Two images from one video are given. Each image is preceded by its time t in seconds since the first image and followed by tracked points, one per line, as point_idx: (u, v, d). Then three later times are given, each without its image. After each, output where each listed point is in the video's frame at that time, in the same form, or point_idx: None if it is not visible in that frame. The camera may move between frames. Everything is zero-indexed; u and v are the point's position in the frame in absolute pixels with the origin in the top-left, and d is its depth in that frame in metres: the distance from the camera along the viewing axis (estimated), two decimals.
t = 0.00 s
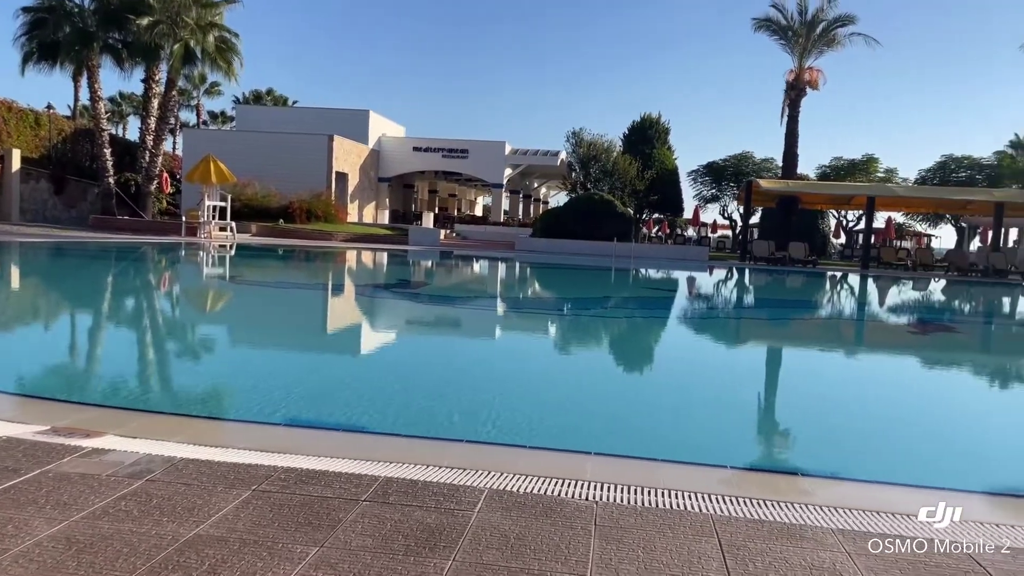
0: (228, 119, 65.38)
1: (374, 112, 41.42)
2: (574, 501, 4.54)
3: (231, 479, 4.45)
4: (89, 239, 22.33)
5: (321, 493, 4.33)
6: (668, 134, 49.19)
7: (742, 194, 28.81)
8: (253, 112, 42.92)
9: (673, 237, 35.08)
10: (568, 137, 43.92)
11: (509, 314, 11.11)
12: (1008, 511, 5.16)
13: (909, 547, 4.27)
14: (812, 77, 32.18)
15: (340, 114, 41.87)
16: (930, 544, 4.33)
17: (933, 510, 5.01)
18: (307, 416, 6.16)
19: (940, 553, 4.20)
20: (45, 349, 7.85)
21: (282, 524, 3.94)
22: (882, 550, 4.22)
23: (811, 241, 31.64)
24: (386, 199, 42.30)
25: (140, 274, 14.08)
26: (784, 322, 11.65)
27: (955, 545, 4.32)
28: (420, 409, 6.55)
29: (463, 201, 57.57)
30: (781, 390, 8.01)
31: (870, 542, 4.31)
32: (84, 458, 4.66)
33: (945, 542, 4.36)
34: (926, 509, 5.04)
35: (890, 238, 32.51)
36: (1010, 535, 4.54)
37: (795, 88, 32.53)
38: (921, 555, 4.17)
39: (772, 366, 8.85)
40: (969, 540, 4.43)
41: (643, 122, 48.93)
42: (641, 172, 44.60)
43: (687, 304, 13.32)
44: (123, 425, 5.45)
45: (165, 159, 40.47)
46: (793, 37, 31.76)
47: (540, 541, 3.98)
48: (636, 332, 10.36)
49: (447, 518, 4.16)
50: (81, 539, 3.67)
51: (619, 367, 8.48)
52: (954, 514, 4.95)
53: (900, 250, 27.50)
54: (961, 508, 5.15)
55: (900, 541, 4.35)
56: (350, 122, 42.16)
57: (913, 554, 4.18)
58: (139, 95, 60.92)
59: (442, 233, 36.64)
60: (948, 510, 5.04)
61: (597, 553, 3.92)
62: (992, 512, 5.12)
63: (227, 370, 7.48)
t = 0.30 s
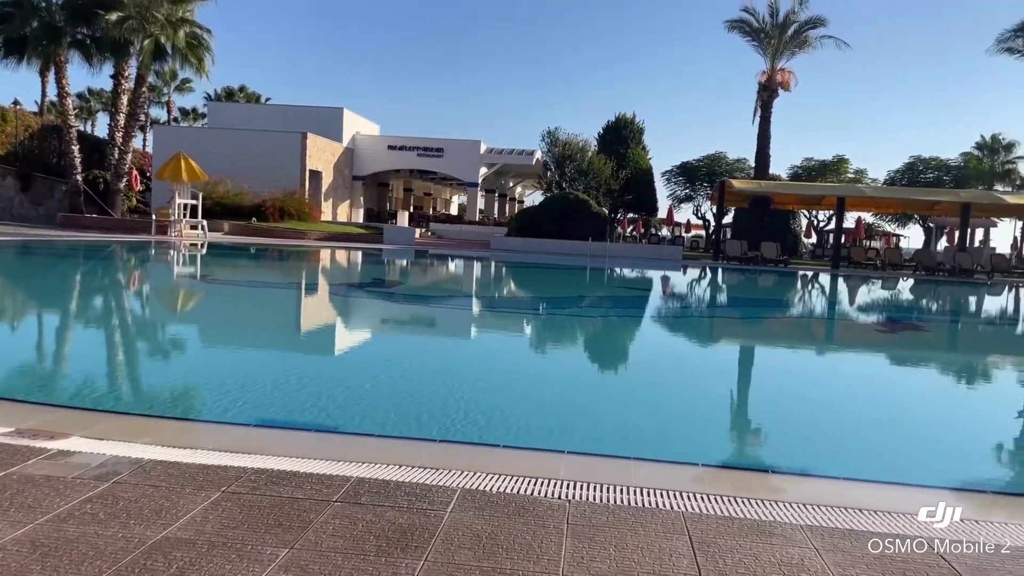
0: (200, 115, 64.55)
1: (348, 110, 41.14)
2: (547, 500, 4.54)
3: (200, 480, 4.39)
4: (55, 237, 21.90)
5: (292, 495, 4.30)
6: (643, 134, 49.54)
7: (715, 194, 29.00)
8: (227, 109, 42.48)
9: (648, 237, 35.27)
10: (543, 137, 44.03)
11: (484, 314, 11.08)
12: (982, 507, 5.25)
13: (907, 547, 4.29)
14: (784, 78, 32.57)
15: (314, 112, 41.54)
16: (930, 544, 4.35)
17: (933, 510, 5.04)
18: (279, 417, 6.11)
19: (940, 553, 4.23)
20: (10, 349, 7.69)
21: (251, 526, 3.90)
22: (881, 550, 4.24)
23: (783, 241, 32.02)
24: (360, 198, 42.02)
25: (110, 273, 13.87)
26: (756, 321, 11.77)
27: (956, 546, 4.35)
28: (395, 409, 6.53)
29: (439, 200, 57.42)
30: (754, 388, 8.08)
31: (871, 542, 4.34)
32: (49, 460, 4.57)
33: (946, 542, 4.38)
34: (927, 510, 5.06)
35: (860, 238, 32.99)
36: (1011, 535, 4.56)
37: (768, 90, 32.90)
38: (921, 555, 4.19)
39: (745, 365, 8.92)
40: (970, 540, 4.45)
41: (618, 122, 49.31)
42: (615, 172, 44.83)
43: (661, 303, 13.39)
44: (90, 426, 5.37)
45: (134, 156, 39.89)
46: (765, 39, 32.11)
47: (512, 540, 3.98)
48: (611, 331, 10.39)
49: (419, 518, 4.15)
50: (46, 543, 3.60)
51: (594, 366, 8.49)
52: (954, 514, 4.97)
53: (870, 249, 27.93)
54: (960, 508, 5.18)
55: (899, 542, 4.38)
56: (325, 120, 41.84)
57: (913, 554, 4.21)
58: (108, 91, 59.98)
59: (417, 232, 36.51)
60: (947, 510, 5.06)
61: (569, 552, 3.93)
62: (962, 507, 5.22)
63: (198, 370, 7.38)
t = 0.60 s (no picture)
0: (172, 112, 63.72)
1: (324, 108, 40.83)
2: (520, 500, 4.54)
3: (169, 482, 4.33)
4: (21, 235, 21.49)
5: (262, 496, 4.26)
6: (619, 134, 49.71)
7: (689, 194, 29.18)
8: (200, 106, 42.01)
9: (623, 236, 35.41)
10: (520, 136, 44.09)
11: (460, 313, 11.03)
12: (953, 503, 5.34)
13: (909, 548, 4.32)
14: (758, 79, 32.88)
15: (288, 109, 41.19)
16: (930, 545, 4.37)
17: (931, 511, 5.06)
18: (252, 417, 6.06)
19: (939, 554, 4.25)
20: None
21: (220, 528, 3.86)
22: (881, 549, 4.27)
23: (757, 241, 32.34)
24: (335, 196, 41.73)
25: (79, 272, 13.63)
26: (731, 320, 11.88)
27: (955, 545, 4.37)
28: (369, 408, 6.50)
29: (415, 198, 57.24)
30: (729, 386, 8.14)
31: (870, 542, 4.36)
32: (14, 463, 4.48)
33: (945, 542, 4.40)
34: (925, 510, 5.09)
35: (832, 237, 33.41)
36: (1010, 534, 4.59)
37: (742, 90, 33.14)
38: (922, 556, 4.22)
39: (719, 363, 8.99)
40: (970, 539, 4.48)
41: (593, 122, 49.39)
42: (592, 171, 44.97)
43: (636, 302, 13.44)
44: (57, 429, 5.28)
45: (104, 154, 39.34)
46: (739, 39, 32.34)
47: (485, 540, 3.98)
48: (587, 331, 10.39)
49: (392, 519, 4.12)
50: (9, 547, 3.54)
51: (571, 365, 8.50)
52: (954, 513, 5.00)
53: (842, 249, 28.28)
54: (960, 508, 5.21)
55: (899, 542, 4.40)
56: (299, 117, 41.50)
57: (914, 554, 4.24)
58: (77, 87, 59.01)
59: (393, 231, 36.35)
60: (947, 510, 5.09)
61: (542, 551, 3.93)
62: (932, 504, 5.30)
63: (172, 370, 7.28)
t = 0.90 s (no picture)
0: (144, 109, 62.81)
1: (298, 106, 40.49)
2: (495, 499, 4.53)
3: (137, 485, 4.28)
4: None
5: (232, 498, 4.21)
6: (595, 134, 49.88)
7: (665, 194, 29.23)
8: (174, 103, 41.48)
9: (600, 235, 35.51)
10: (497, 135, 44.07)
11: (437, 313, 11.01)
12: (922, 500, 5.43)
13: (906, 546, 4.36)
14: (732, 79, 33.14)
15: (263, 107, 40.80)
16: (928, 544, 4.42)
17: (931, 510, 5.11)
18: (224, 418, 5.99)
19: (940, 553, 4.29)
20: None
21: (190, 531, 3.82)
22: (881, 549, 4.30)
23: (731, 240, 32.61)
24: (311, 194, 41.38)
25: (48, 271, 13.39)
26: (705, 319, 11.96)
27: (955, 545, 4.41)
28: (343, 408, 6.46)
29: (391, 197, 56.96)
30: (704, 384, 8.20)
31: (871, 542, 4.39)
32: None
33: (944, 542, 4.45)
34: (926, 510, 5.13)
35: (805, 237, 33.78)
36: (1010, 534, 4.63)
37: (717, 90, 33.39)
38: (921, 555, 4.25)
39: (694, 362, 9.05)
40: (968, 539, 4.52)
41: (570, 122, 49.49)
42: (568, 170, 45.05)
43: (612, 301, 13.46)
44: (22, 430, 5.18)
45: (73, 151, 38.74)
46: (714, 40, 32.57)
47: (458, 540, 3.97)
48: (564, 330, 10.42)
49: (365, 520, 4.10)
50: None
51: (548, 364, 8.53)
52: (953, 513, 5.06)
53: (814, 248, 28.58)
54: (959, 507, 5.25)
55: (899, 542, 4.43)
56: (274, 115, 41.11)
57: (913, 554, 4.27)
58: (46, 83, 57.96)
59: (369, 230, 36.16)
60: (947, 509, 5.15)
61: (515, 550, 3.93)
62: (904, 501, 5.39)
63: (142, 372, 7.17)
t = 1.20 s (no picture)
0: (111, 106, 61.73)
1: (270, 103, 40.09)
2: (465, 500, 4.53)
3: (100, 488, 4.21)
4: None
5: (197, 501, 4.16)
6: (569, 134, 49.97)
7: (638, 193, 29.22)
8: (144, 99, 40.90)
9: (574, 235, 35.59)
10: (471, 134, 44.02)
11: (411, 312, 10.96)
12: (890, 497, 5.51)
13: (907, 546, 4.38)
14: (705, 81, 33.41)
15: (235, 104, 40.36)
16: (929, 544, 4.45)
17: (931, 510, 5.15)
18: (192, 419, 5.92)
19: (941, 553, 4.33)
20: None
21: (154, 535, 3.76)
22: (882, 549, 4.33)
23: (703, 240, 32.87)
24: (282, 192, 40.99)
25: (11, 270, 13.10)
26: (677, 317, 12.04)
27: (955, 545, 4.44)
28: (313, 409, 6.42)
29: (365, 196, 56.62)
30: (678, 383, 8.25)
31: (871, 542, 4.42)
32: None
33: (945, 542, 4.48)
34: (926, 509, 5.16)
35: (776, 237, 34.14)
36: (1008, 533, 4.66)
37: (690, 91, 33.62)
38: (922, 555, 4.28)
39: (667, 360, 9.12)
40: (969, 539, 4.55)
41: (544, 121, 49.49)
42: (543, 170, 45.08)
43: (585, 301, 13.44)
44: None
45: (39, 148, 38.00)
46: (686, 42, 32.80)
47: (427, 542, 3.95)
48: (538, 329, 10.43)
49: (333, 522, 4.07)
50: None
51: (523, 363, 8.55)
52: (953, 512, 5.10)
53: (785, 248, 28.89)
54: (960, 506, 5.29)
55: (900, 542, 4.46)
56: (246, 113, 40.68)
57: (914, 553, 4.30)
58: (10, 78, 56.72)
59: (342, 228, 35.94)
60: (947, 510, 5.19)
61: (485, 551, 3.93)
62: (869, 497, 5.47)
63: (110, 373, 7.05)
